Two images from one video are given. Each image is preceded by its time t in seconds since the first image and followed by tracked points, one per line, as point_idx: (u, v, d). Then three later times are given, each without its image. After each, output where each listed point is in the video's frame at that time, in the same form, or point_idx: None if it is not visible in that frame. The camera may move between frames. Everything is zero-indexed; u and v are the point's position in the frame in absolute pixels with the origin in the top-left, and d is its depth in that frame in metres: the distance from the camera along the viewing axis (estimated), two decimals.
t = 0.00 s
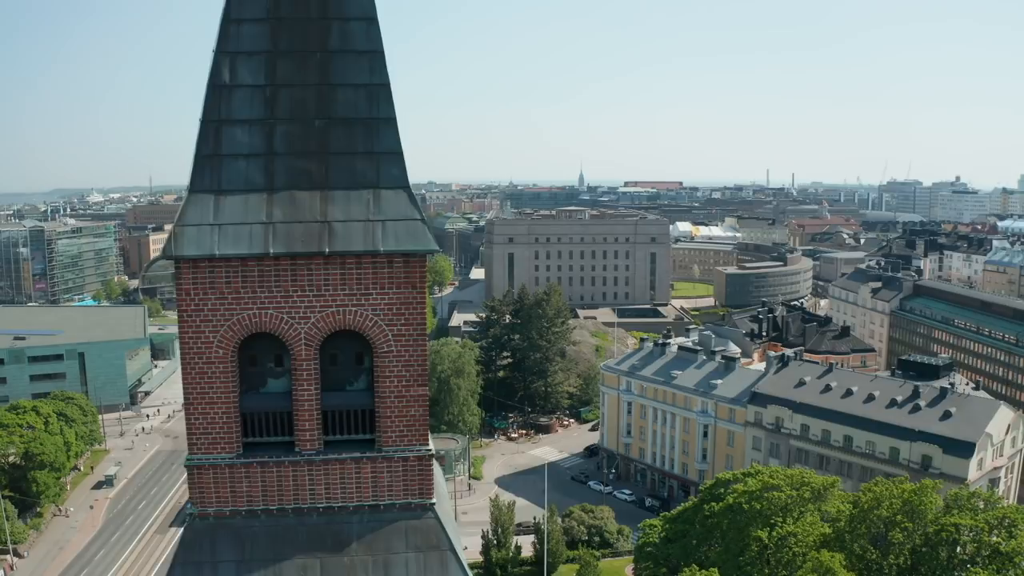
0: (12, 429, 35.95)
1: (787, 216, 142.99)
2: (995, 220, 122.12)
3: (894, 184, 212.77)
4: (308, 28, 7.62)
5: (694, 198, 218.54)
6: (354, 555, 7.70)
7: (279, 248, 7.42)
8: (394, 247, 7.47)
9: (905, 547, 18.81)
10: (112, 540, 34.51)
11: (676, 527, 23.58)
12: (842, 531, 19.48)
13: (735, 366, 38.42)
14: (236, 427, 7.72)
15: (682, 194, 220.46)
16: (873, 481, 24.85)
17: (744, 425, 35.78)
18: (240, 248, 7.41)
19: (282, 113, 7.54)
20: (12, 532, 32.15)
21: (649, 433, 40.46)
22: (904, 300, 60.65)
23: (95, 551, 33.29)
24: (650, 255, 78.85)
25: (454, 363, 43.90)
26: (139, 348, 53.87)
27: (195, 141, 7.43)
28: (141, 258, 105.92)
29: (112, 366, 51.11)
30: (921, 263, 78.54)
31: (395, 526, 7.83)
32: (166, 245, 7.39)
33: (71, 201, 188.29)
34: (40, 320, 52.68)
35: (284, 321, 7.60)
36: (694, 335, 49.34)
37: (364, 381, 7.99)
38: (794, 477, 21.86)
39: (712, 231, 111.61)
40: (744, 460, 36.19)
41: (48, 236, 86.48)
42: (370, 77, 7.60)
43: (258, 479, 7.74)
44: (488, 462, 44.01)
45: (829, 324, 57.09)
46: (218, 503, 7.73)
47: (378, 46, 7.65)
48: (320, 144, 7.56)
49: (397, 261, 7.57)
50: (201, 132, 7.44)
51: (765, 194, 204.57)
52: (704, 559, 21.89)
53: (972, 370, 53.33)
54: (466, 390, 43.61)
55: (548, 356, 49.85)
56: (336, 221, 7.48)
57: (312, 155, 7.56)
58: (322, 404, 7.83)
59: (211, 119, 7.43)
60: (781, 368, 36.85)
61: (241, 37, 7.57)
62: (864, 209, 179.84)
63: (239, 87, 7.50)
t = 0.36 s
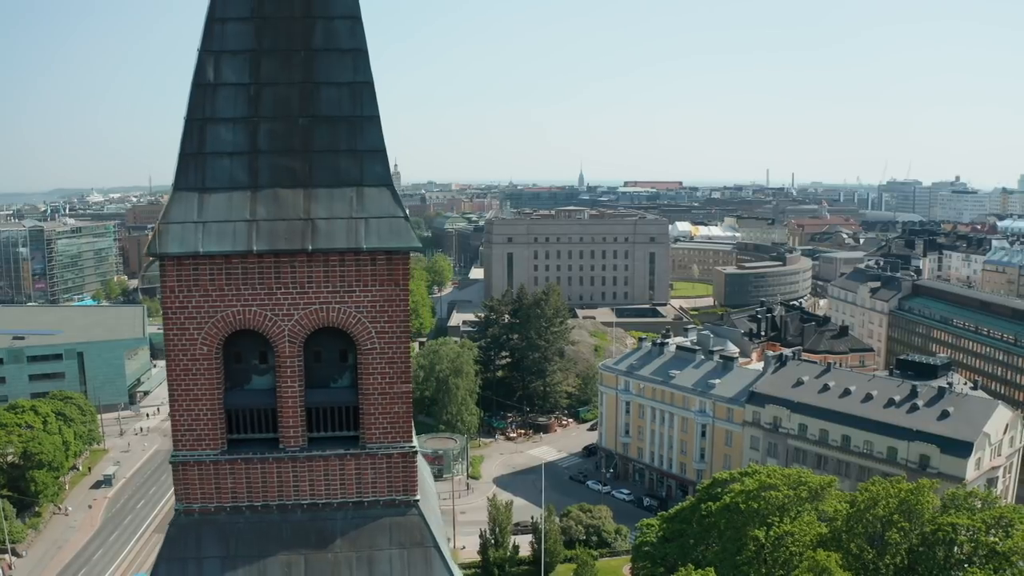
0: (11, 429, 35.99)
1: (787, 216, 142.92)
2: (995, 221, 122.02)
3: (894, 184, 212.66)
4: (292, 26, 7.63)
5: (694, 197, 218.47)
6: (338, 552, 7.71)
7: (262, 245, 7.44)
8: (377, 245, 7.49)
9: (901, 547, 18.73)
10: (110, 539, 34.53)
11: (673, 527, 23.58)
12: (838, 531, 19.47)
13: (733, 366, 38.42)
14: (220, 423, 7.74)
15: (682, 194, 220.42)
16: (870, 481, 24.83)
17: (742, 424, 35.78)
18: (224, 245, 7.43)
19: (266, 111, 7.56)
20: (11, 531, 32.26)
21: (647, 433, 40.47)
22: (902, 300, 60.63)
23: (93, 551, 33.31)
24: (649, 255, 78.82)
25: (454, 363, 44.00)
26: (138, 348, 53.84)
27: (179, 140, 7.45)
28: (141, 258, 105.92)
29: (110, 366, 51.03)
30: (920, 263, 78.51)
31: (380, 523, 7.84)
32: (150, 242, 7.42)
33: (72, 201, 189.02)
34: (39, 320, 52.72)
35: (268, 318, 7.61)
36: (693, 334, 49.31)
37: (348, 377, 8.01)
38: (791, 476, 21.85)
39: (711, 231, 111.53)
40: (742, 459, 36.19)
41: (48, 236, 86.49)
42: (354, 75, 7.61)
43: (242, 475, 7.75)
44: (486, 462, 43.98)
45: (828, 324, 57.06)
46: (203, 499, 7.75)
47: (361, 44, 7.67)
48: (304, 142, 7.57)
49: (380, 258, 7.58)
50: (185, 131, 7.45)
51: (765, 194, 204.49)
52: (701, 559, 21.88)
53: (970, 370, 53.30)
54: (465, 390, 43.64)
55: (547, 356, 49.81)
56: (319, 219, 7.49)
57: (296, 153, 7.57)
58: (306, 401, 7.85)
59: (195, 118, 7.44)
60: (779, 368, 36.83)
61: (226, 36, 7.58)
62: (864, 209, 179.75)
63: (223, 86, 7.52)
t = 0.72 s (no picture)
0: (9, 429, 35.97)
1: (787, 216, 142.88)
2: (994, 221, 121.96)
3: (894, 184, 212.53)
4: (276, 25, 7.65)
5: (694, 197, 218.38)
6: (323, 549, 7.71)
7: (246, 244, 7.45)
8: (360, 243, 7.50)
9: (898, 547, 18.74)
10: (109, 539, 34.52)
11: (670, 526, 23.59)
12: (835, 530, 19.51)
13: (732, 365, 38.42)
14: (205, 421, 7.76)
15: (682, 194, 220.45)
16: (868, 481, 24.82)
17: (740, 424, 35.78)
18: (208, 243, 7.44)
19: (251, 110, 7.58)
20: (9, 531, 32.24)
21: (645, 433, 40.47)
22: (901, 300, 60.61)
23: (91, 550, 33.32)
24: (648, 255, 78.80)
25: (453, 362, 44.04)
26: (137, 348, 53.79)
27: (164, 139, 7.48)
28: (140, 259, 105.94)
29: (109, 366, 50.86)
30: (919, 262, 78.46)
31: (364, 521, 7.85)
32: (135, 241, 7.44)
33: (71, 201, 189.28)
34: (38, 320, 52.78)
35: (252, 317, 7.64)
36: (691, 334, 49.27)
37: (333, 376, 8.03)
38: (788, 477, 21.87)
39: (711, 231, 111.48)
40: (740, 459, 36.19)
41: (47, 236, 86.57)
42: (338, 74, 7.64)
43: (227, 473, 7.77)
44: (484, 462, 43.98)
45: (827, 324, 57.00)
46: (189, 497, 7.77)
47: (346, 44, 7.70)
48: (289, 141, 7.60)
49: (364, 256, 7.60)
50: (170, 130, 7.48)
51: (766, 194, 204.51)
52: (698, 559, 21.94)
53: (969, 370, 53.24)
54: (465, 389, 43.63)
55: (546, 356, 49.71)
56: (303, 217, 7.51)
57: (280, 152, 7.59)
58: (291, 399, 7.87)
59: (180, 117, 7.47)
60: (777, 368, 36.82)
61: (211, 35, 7.61)
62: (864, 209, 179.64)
63: (208, 86, 7.54)
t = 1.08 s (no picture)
0: (8, 428, 35.97)
1: (786, 216, 142.90)
2: (994, 220, 121.99)
3: (894, 184, 212.55)
4: (261, 25, 7.67)
5: (694, 197, 218.48)
6: (308, 547, 7.74)
7: (231, 243, 7.48)
8: (344, 242, 7.52)
9: (894, 547, 18.72)
10: (107, 539, 34.52)
11: (668, 527, 23.58)
12: (831, 530, 19.48)
13: (730, 365, 38.43)
14: (191, 418, 7.79)
15: (682, 194, 220.53)
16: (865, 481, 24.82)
17: (739, 424, 35.77)
18: (193, 243, 7.47)
19: (236, 110, 7.60)
20: (9, 531, 32.25)
21: (644, 433, 40.46)
22: (900, 300, 60.63)
23: (90, 550, 33.33)
24: (647, 255, 78.79)
25: (452, 362, 44.11)
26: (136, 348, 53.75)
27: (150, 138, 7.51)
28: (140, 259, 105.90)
29: (108, 366, 50.72)
30: (919, 262, 78.45)
31: (349, 519, 7.88)
32: (121, 240, 7.46)
33: (71, 201, 189.56)
34: (37, 321, 52.78)
35: (237, 316, 7.67)
36: (690, 334, 49.27)
37: (318, 375, 8.05)
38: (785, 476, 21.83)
39: (710, 231, 111.52)
40: (738, 459, 36.20)
41: (47, 236, 86.56)
42: (323, 74, 7.66)
43: (213, 471, 7.80)
44: (483, 462, 43.98)
45: (825, 324, 56.97)
46: (175, 494, 7.79)
47: (330, 43, 7.72)
48: (273, 140, 7.62)
49: (348, 256, 7.63)
50: (156, 129, 7.51)
51: (766, 194, 204.57)
52: (694, 559, 21.95)
53: (967, 370, 53.21)
54: (463, 388, 43.65)
55: (544, 356, 49.63)
56: (287, 216, 7.54)
57: (265, 151, 7.62)
58: (276, 397, 7.90)
59: (166, 117, 7.50)
60: (775, 368, 36.81)
61: (197, 35, 7.63)
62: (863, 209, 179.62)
63: (194, 86, 7.57)
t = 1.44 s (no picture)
0: (7, 429, 36.00)
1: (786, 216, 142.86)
2: (994, 220, 121.98)
3: (894, 184, 212.55)
4: (247, 27, 7.71)
5: (694, 197, 218.55)
6: (294, 546, 7.77)
7: (217, 243, 7.52)
8: (329, 242, 7.55)
9: (892, 547, 18.73)
10: (105, 539, 34.57)
11: (665, 527, 23.60)
12: (829, 530, 19.49)
13: (728, 365, 38.45)
14: (178, 418, 7.82)
15: (682, 194, 220.60)
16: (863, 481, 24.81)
17: (737, 424, 35.79)
18: (179, 243, 7.50)
19: (222, 110, 7.63)
20: (8, 531, 32.31)
21: (642, 433, 40.48)
22: (899, 300, 60.63)
23: (88, 550, 33.36)
24: (647, 255, 78.79)
25: (450, 362, 44.09)
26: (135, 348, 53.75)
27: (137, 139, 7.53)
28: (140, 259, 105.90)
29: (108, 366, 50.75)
30: (918, 262, 78.45)
31: (335, 518, 7.91)
32: (108, 240, 7.48)
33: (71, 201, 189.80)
34: (36, 321, 52.82)
35: (223, 316, 7.70)
36: (688, 334, 49.29)
37: (304, 374, 8.08)
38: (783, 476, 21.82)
39: (710, 231, 111.55)
40: (736, 459, 36.21)
41: (47, 236, 86.58)
42: (309, 75, 7.69)
43: (200, 470, 7.83)
44: (481, 462, 44.01)
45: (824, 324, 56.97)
46: (162, 494, 7.82)
47: (316, 44, 7.74)
48: (259, 141, 7.65)
49: (333, 256, 7.66)
50: (143, 130, 7.54)
51: (766, 194, 204.58)
52: (691, 559, 21.98)
53: (965, 370, 53.19)
54: (461, 388, 43.64)
55: (543, 356, 49.60)
56: (272, 217, 7.57)
57: (251, 152, 7.65)
58: (262, 397, 7.94)
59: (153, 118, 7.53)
60: (773, 368, 36.82)
61: (183, 37, 7.66)
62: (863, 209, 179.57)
63: (180, 87, 7.59)
